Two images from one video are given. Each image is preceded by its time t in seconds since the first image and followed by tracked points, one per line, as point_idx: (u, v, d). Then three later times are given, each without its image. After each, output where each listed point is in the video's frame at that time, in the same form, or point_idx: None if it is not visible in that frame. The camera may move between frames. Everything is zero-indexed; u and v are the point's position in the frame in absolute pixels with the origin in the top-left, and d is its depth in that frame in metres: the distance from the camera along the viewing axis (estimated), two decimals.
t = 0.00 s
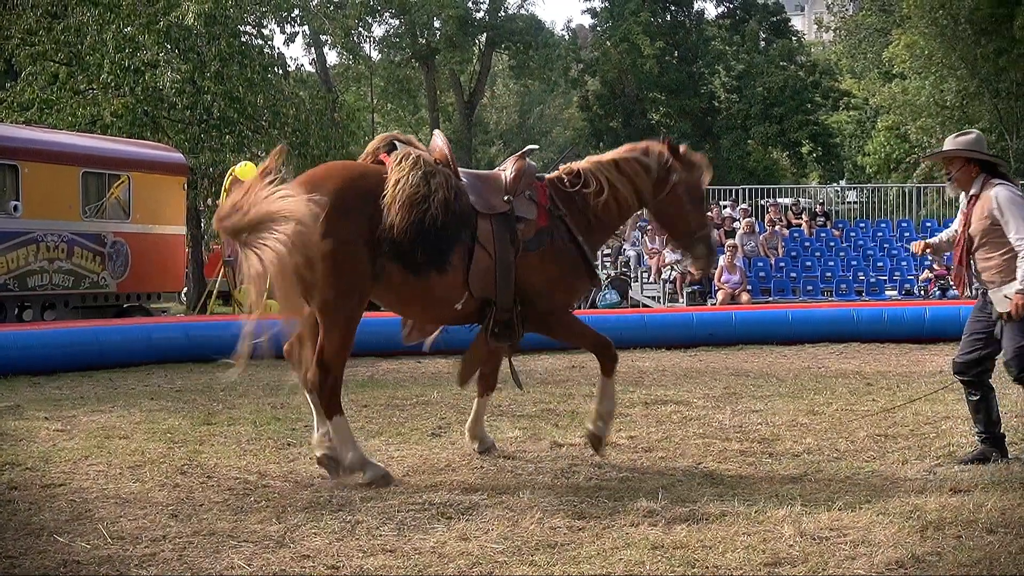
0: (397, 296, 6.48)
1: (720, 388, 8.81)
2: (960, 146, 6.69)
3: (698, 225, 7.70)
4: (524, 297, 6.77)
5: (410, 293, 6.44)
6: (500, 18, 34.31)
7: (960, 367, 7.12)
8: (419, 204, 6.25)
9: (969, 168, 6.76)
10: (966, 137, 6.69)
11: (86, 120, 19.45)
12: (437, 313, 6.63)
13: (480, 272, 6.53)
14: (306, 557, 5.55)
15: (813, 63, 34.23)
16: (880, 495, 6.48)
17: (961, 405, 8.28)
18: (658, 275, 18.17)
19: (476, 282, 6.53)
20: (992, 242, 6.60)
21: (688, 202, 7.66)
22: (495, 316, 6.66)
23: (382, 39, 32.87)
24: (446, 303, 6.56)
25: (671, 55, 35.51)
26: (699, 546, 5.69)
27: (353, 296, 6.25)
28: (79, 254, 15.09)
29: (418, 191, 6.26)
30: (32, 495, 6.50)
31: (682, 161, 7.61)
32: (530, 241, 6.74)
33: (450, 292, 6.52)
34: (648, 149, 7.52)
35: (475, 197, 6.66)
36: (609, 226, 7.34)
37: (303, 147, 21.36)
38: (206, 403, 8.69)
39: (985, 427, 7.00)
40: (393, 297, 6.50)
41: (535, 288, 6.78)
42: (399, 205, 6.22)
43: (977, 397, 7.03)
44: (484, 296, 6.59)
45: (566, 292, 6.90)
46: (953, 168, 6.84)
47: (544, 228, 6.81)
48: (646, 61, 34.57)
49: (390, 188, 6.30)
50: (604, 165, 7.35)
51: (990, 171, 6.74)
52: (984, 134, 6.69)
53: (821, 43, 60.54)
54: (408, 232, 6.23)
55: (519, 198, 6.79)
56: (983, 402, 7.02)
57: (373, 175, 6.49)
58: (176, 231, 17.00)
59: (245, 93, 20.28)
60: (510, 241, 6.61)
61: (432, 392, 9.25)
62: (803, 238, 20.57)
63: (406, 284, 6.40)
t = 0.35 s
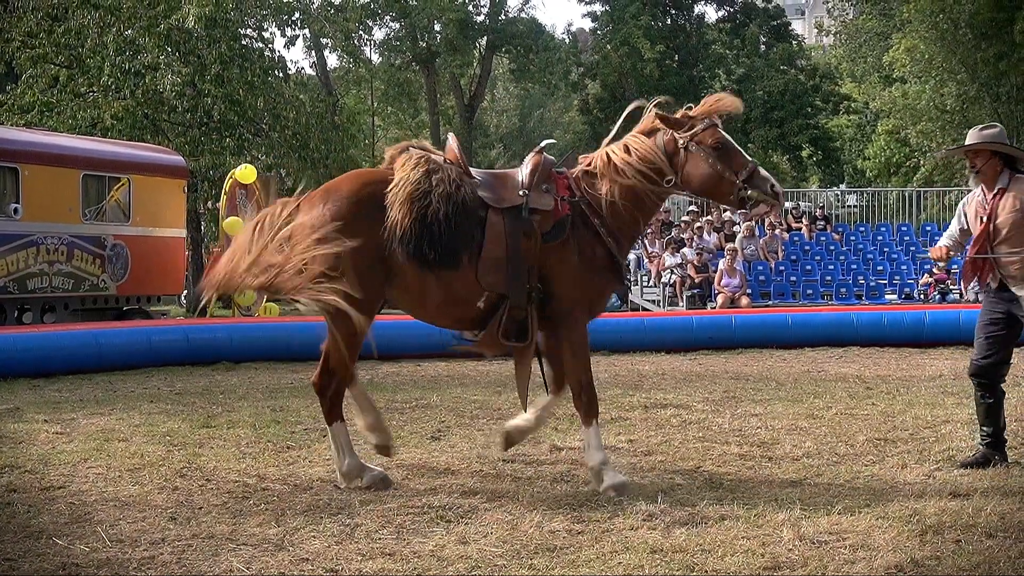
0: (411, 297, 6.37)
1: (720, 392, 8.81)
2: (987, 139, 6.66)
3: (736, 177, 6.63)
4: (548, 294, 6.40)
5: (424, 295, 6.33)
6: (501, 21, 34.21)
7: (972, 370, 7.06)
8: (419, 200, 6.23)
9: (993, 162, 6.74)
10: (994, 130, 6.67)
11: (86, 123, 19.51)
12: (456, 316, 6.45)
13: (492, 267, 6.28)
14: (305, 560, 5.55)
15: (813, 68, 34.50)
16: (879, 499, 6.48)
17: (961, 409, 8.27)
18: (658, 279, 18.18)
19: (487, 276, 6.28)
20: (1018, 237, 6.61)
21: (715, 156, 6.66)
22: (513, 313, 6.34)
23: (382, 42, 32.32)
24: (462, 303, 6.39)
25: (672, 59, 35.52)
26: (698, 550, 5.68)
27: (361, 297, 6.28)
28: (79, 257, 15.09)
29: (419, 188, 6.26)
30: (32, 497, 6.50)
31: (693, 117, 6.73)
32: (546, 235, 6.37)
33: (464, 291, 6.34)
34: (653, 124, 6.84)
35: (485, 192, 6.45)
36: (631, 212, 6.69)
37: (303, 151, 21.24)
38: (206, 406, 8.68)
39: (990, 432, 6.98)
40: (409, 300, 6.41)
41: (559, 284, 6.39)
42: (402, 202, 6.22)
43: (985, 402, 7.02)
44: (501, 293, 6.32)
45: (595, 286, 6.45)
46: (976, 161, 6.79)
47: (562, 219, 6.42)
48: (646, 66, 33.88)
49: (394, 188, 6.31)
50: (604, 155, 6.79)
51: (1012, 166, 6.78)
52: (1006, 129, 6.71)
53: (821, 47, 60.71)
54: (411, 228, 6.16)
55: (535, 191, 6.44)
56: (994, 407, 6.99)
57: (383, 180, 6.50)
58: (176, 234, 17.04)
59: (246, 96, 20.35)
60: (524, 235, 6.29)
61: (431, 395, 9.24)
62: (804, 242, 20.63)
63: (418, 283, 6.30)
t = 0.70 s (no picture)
0: (427, 283, 6.67)
1: (715, 394, 8.79)
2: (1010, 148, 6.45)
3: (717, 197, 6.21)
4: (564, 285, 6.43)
5: (438, 278, 6.62)
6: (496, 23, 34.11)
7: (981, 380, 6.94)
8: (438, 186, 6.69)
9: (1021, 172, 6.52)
10: None
11: (81, 124, 19.53)
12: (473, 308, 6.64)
13: (505, 248, 6.52)
14: (298, 561, 5.55)
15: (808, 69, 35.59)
16: (873, 500, 6.48)
17: (956, 410, 8.27)
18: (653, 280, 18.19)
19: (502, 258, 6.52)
20: None
21: (712, 176, 6.26)
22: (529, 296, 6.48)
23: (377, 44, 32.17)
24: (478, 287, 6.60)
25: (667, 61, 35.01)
26: (692, 551, 5.68)
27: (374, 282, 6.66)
28: (74, 258, 15.09)
29: (437, 175, 6.76)
30: (26, 498, 6.49)
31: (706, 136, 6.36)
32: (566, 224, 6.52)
33: (480, 271, 6.59)
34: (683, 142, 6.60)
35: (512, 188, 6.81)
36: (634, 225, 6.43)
37: (298, 151, 21.35)
38: (200, 407, 8.67)
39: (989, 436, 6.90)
40: (427, 287, 6.69)
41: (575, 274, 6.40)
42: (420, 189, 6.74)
43: (988, 408, 6.89)
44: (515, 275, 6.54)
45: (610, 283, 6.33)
46: (1003, 171, 6.54)
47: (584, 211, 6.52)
48: (642, 68, 33.54)
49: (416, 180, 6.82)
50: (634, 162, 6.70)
51: None
52: None
53: (815, 48, 60.68)
54: (427, 208, 6.62)
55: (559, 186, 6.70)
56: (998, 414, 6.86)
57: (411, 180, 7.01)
58: (171, 235, 17.03)
59: (241, 97, 20.34)
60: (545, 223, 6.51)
61: (426, 396, 9.25)
62: (799, 243, 21.26)
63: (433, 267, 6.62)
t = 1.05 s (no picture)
0: (443, 273, 6.73)
1: (704, 393, 8.78)
2: None
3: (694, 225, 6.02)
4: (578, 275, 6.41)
5: (453, 268, 6.66)
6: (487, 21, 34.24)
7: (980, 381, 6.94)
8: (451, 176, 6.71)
9: None
10: None
11: (70, 122, 19.39)
12: (488, 299, 6.67)
13: (518, 237, 6.53)
14: (286, 560, 5.53)
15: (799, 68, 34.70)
16: (863, 500, 6.48)
17: (945, 410, 8.27)
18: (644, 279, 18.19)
19: (515, 246, 6.53)
20: None
21: (704, 199, 6.03)
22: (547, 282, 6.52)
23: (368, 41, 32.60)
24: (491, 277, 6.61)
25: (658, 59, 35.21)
26: (681, 550, 5.67)
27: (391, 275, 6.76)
28: (63, 255, 15.07)
29: (450, 165, 6.79)
30: (13, 497, 6.46)
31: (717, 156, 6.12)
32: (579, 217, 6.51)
33: (493, 259, 6.58)
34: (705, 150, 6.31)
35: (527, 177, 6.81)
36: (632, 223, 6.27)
37: (288, 149, 21.33)
38: (189, 406, 8.63)
39: (979, 439, 6.89)
40: (444, 278, 6.74)
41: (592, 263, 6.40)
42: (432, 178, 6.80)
43: (979, 409, 6.90)
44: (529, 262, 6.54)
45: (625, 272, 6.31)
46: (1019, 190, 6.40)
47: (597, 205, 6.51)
48: (633, 66, 34.05)
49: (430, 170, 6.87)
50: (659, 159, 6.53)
51: None
52: None
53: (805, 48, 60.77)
54: (439, 198, 6.67)
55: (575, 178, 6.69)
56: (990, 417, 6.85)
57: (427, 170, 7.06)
58: (161, 233, 16.99)
59: (232, 95, 20.38)
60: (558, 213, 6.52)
61: (416, 395, 9.22)
62: (789, 242, 21.04)
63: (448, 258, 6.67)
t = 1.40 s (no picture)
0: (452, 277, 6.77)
1: (683, 393, 8.79)
2: None
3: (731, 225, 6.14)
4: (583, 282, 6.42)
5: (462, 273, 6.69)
6: (468, 21, 34.30)
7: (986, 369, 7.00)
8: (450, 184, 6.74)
9: None
10: None
11: (49, 121, 19.31)
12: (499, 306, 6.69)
13: (523, 247, 6.53)
14: (265, 560, 5.53)
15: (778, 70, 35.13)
16: (841, 498, 6.50)
17: (922, 410, 8.30)
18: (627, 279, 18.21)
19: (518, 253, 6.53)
20: None
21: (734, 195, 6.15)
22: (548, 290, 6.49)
23: (349, 41, 32.79)
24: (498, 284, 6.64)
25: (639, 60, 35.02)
26: (660, 549, 5.68)
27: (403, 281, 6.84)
28: (42, 255, 15.03)
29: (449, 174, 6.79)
30: None
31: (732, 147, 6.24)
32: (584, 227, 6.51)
33: (498, 269, 6.62)
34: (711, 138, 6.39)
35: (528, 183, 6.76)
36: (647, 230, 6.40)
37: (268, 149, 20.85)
38: (170, 406, 8.62)
39: (973, 433, 6.91)
40: (454, 282, 6.79)
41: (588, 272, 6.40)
42: (431, 184, 6.83)
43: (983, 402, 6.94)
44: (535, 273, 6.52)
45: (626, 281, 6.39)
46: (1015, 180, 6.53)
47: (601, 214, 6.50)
48: (613, 66, 33.81)
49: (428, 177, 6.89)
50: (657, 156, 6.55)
51: None
52: None
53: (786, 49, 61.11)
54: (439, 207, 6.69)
55: (575, 183, 6.66)
56: (989, 410, 6.87)
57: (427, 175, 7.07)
58: (142, 232, 16.98)
59: (212, 94, 20.30)
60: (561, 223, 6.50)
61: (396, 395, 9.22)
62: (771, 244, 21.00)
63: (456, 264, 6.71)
